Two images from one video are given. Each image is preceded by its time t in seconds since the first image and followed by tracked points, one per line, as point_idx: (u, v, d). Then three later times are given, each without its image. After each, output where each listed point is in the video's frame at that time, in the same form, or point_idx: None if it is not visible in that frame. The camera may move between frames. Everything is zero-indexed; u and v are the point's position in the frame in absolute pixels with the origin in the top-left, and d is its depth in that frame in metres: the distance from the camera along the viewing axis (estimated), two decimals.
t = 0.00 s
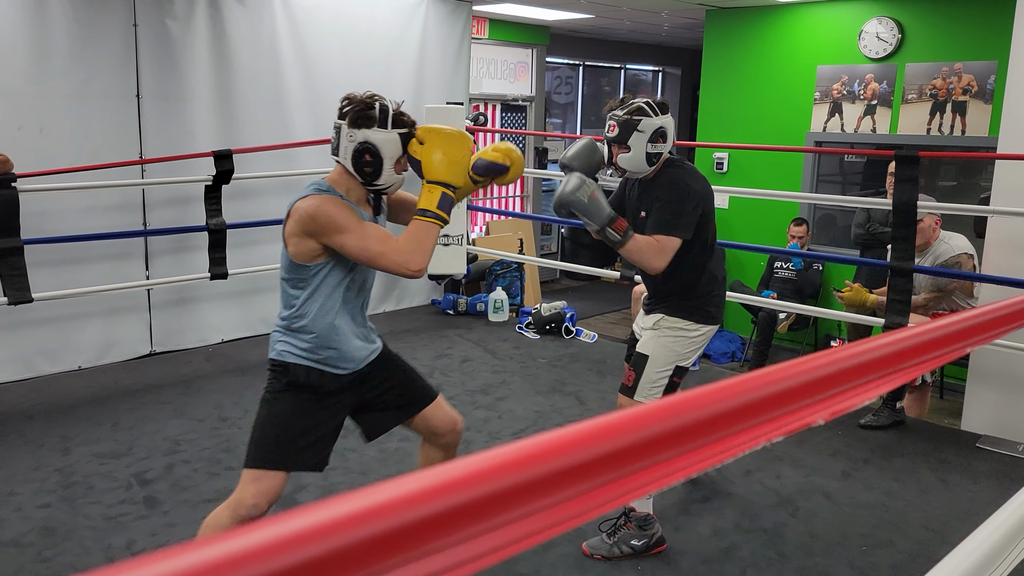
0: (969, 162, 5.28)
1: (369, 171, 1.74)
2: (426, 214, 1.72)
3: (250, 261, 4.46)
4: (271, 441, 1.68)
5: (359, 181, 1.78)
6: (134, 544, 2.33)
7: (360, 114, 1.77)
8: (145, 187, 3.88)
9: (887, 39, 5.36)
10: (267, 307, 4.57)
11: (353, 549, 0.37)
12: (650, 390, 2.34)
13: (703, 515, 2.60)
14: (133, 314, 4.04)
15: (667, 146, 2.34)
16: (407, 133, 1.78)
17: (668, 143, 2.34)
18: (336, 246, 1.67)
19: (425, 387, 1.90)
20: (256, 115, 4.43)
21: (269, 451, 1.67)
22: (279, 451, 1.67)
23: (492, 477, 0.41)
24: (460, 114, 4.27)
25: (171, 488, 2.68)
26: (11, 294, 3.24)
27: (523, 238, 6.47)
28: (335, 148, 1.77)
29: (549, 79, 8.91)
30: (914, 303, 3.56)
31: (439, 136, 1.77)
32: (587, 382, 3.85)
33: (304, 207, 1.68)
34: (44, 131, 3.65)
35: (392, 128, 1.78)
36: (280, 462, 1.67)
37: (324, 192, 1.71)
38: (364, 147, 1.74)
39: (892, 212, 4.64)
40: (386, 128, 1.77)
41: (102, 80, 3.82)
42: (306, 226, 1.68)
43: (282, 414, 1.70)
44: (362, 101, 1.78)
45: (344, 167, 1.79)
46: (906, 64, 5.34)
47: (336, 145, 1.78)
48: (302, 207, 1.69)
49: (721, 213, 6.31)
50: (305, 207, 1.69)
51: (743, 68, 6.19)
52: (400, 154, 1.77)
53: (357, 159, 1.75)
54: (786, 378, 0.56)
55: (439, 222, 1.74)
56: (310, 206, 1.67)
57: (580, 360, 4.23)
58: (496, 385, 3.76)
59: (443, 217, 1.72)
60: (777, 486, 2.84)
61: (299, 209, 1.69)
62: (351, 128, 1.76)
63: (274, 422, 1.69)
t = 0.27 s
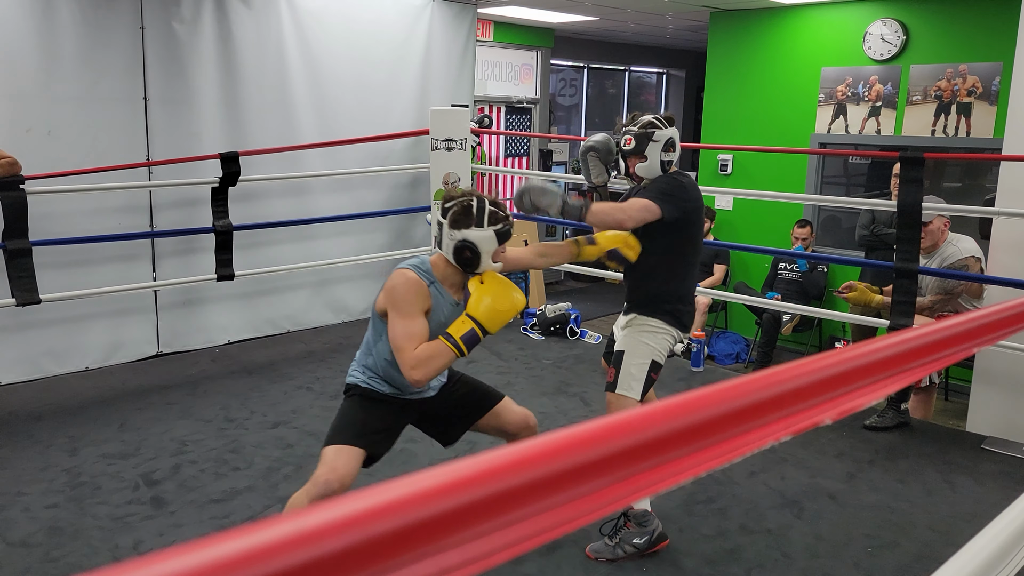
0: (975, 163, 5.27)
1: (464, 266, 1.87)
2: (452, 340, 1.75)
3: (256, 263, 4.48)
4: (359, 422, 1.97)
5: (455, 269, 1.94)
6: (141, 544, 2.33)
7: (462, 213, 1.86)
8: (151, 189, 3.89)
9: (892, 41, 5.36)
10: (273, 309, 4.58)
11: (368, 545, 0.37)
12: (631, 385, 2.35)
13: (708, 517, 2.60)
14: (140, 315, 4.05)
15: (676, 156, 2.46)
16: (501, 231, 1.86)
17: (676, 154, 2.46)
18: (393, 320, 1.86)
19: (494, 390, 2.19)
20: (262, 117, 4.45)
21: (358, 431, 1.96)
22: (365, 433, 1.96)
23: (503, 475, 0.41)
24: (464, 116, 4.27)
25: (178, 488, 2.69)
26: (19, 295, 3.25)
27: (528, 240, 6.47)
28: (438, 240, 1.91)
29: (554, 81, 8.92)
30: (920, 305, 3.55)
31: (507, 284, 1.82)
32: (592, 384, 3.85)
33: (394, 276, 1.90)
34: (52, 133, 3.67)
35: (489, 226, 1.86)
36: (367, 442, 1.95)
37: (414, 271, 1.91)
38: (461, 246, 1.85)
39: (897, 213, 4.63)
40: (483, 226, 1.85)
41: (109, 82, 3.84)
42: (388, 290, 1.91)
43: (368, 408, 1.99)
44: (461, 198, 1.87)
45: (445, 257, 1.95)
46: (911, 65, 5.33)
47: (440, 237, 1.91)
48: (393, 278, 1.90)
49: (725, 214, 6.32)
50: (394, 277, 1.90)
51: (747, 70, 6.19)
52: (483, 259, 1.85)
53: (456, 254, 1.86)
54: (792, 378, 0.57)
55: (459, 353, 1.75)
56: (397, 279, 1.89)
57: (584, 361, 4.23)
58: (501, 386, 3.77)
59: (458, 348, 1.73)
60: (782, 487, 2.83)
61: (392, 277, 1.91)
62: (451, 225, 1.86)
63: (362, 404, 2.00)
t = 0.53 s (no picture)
0: (981, 163, 5.25)
1: (507, 237, 1.95)
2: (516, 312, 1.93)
3: (262, 263, 4.49)
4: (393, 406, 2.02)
5: (494, 243, 1.99)
6: (147, 544, 2.34)
7: (499, 186, 1.95)
8: (157, 189, 3.90)
9: (898, 41, 5.34)
10: (279, 309, 4.59)
11: (381, 540, 0.37)
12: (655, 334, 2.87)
13: (714, 517, 2.60)
14: (146, 315, 4.06)
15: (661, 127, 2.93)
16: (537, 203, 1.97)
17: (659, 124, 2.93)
18: (445, 294, 1.91)
19: (514, 360, 2.26)
20: (268, 117, 4.46)
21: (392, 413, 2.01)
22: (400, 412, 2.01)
23: (513, 472, 0.41)
24: (468, 117, 4.26)
25: (184, 488, 2.69)
26: (26, 296, 3.27)
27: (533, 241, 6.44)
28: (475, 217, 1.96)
29: (559, 81, 8.92)
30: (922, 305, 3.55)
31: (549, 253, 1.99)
32: (597, 384, 3.85)
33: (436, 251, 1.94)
34: (59, 134, 3.69)
35: (526, 199, 1.96)
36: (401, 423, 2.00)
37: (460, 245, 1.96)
38: (504, 219, 1.93)
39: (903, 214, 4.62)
40: (521, 199, 1.95)
41: (116, 84, 3.85)
42: (432, 266, 1.95)
43: (403, 385, 2.05)
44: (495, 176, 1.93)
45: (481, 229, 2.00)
46: (917, 65, 5.31)
47: (476, 213, 1.98)
48: (436, 252, 1.94)
49: (730, 214, 6.31)
50: (438, 251, 1.94)
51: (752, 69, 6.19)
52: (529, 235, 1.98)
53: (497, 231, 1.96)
54: (801, 377, 0.56)
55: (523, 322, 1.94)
56: (442, 253, 1.93)
57: (590, 362, 4.23)
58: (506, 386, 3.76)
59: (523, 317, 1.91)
60: (788, 487, 2.83)
61: (434, 252, 1.95)
62: (490, 203, 1.94)
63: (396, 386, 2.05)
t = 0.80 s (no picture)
0: (985, 163, 5.23)
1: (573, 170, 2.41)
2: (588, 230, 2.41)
3: (266, 261, 4.50)
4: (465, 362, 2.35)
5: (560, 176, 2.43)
6: (151, 541, 2.35)
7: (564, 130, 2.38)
8: (161, 188, 3.91)
9: (902, 39, 5.32)
10: (282, 307, 4.60)
11: (388, 535, 0.37)
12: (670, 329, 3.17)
13: (717, 515, 2.60)
14: (150, 313, 4.07)
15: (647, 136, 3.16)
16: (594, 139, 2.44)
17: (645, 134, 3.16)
18: (532, 225, 2.26)
19: (545, 324, 2.54)
20: (271, 116, 4.46)
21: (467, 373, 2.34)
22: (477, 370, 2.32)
23: (520, 467, 0.41)
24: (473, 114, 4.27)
25: (188, 485, 2.70)
26: (30, 293, 3.28)
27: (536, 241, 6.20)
28: (544, 153, 2.38)
29: (563, 80, 8.92)
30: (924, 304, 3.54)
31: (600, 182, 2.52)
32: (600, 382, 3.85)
33: (517, 189, 2.29)
34: (63, 132, 3.69)
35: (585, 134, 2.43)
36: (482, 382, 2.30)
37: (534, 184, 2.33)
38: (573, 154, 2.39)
39: (908, 212, 4.61)
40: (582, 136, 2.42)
41: (120, 83, 3.85)
42: (513, 202, 2.29)
43: (470, 341, 2.37)
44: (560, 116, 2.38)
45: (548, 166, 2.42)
46: (922, 64, 5.30)
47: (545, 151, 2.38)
48: (517, 189, 2.29)
49: (734, 213, 6.31)
50: (517, 189, 2.29)
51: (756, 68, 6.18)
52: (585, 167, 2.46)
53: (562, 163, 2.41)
54: (808, 373, 0.56)
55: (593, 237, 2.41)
56: (525, 188, 2.28)
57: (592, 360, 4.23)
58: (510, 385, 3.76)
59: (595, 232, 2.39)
60: (792, 486, 2.82)
61: (515, 189, 2.30)
62: (558, 139, 2.37)
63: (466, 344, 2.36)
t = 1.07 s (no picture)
0: (990, 161, 5.22)
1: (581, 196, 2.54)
2: (600, 252, 2.58)
3: (269, 260, 4.50)
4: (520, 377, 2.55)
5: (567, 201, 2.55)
6: (155, 538, 2.35)
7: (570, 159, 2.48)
8: (165, 185, 3.91)
9: (907, 38, 5.30)
10: (285, 305, 4.60)
11: (397, 534, 0.37)
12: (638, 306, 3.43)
13: (720, 514, 2.59)
14: (154, 311, 4.07)
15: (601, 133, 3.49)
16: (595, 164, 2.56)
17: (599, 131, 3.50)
18: (557, 257, 2.44)
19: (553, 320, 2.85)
20: (275, 114, 4.46)
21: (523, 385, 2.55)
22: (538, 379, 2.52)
23: (529, 466, 0.41)
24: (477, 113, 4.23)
25: (191, 483, 2.70)
26: (34, 291, 3.28)
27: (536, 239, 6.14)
28: (552, 182, 2.49)
29: (566, 78, 8.93)
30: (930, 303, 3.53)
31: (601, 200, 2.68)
32: (604, 381, 3.84)
33: (539, 224, 2.44)
34: (67, 130, 3.70)
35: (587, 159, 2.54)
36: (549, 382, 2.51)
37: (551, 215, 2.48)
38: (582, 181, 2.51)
39: (912, 211, 4.60)
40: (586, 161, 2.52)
41: (124, 81, 3.86)
42: (537, 235, 2.45)
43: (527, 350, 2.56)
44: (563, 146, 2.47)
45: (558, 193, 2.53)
46: (926, 62, 5.28)
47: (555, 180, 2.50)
48: (538, 225, 2.44)
49: (738, 211, 6.30)
50: (538, 224, 2.44)
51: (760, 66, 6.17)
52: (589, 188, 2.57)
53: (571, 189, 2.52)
54: (815, 372, 0.56)
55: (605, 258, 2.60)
56: (546, 223, 2.43)
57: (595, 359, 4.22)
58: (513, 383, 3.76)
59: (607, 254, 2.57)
60: (795, 485, 2.82)
61: (535, 225, 2.44)
62: (565, 168, 2.47)
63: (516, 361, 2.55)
